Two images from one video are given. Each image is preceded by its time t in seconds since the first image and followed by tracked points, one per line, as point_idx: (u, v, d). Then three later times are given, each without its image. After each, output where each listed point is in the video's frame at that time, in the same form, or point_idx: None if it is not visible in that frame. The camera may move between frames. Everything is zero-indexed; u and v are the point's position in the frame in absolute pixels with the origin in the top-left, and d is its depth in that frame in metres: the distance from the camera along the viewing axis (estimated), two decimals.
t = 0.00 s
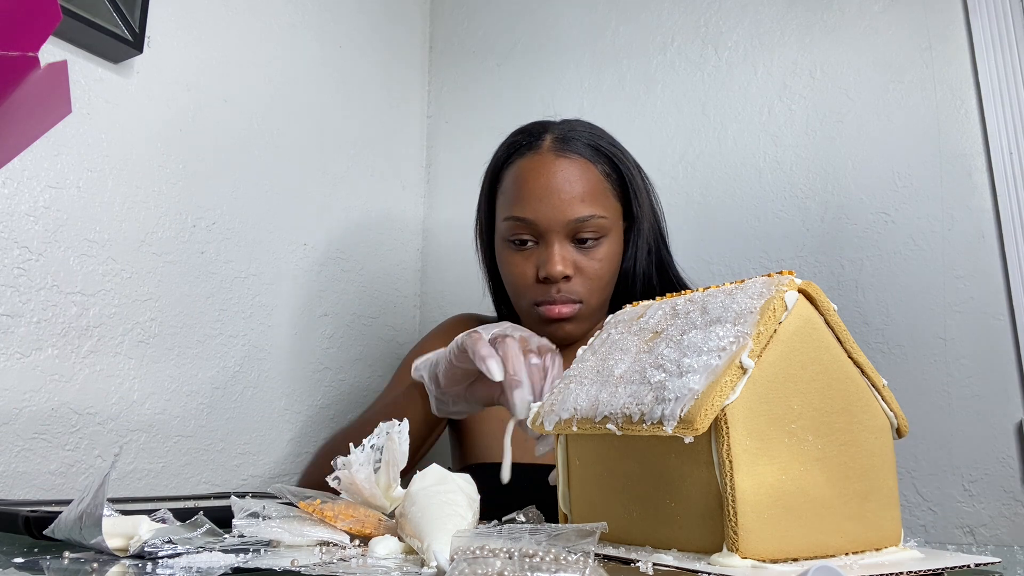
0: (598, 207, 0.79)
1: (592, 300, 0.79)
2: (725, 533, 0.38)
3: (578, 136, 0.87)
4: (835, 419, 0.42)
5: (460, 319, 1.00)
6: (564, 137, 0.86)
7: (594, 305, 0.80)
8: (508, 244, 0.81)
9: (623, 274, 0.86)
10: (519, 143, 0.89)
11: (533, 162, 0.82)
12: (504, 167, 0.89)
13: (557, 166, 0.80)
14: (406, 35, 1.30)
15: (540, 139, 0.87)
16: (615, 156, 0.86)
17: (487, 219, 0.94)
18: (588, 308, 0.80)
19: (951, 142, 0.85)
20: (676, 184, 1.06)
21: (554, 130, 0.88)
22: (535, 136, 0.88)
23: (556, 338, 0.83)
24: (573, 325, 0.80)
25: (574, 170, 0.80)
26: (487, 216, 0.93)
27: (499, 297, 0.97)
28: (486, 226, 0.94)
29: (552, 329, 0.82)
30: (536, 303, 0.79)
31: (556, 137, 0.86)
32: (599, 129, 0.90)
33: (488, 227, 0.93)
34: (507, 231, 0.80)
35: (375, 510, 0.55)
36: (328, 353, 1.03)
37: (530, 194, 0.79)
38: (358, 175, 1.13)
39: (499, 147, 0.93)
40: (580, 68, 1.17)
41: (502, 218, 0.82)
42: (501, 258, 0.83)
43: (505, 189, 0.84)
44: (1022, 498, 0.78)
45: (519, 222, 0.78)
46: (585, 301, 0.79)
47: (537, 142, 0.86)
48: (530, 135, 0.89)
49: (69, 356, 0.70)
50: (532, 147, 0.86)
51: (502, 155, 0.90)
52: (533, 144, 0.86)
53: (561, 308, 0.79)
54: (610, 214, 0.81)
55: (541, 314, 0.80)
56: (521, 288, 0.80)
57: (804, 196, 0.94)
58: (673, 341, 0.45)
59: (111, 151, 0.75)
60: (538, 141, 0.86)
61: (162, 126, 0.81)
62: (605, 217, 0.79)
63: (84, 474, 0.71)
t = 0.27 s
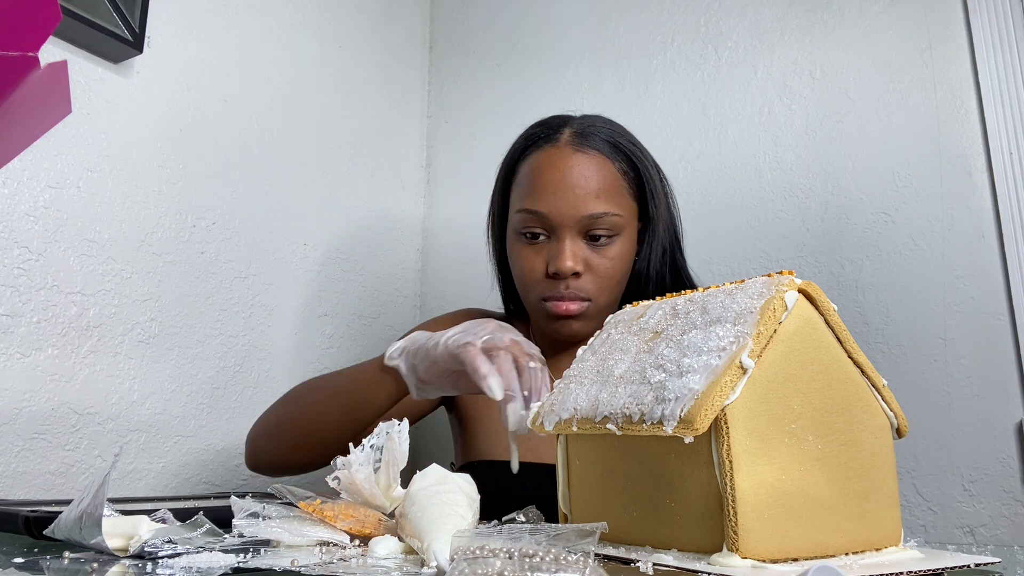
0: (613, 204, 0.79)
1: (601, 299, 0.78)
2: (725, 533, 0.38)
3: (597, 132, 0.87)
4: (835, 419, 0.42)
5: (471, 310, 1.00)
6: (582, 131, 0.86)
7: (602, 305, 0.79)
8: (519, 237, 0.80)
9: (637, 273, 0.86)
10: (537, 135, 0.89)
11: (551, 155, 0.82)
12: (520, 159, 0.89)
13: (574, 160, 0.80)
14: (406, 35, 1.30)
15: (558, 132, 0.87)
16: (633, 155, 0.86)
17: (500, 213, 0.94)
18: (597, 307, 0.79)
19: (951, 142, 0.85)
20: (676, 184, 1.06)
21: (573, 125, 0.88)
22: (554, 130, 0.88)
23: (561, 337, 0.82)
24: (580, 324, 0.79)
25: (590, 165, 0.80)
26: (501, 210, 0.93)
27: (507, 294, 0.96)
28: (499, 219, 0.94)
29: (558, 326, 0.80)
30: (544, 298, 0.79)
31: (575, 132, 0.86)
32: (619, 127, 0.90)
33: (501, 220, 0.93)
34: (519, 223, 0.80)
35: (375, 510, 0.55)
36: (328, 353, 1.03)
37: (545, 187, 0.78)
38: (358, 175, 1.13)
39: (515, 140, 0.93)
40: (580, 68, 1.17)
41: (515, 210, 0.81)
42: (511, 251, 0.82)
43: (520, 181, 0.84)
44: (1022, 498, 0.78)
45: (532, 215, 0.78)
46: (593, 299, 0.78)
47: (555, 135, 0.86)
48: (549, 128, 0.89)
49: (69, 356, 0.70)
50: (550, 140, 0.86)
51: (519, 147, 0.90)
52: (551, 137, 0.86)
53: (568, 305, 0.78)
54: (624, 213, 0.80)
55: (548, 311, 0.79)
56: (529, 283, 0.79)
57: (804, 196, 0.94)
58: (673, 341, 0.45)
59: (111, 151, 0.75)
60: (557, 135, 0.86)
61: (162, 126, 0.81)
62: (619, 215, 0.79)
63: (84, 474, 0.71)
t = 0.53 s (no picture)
0: (626, 199, 0.79)
1: (611, 295, 0.77)
2: (725, 534, 0.38)
3: (611, 127, 0.87)
4: (835, 419, 0.42)
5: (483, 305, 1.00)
6: (597, 126, 0.87)
7: (612, 301, 0.78)
8: (530, 229, 0.80)
9: (650, 273, 0.87)
10: (551, 129, 0.89)
11: (565, 147, 0.82)
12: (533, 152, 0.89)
13: (588, 153, 0.80)
14: (406, 35, 1.29)
15: (572, 126, 0.87)
16: (647, 152, 0.86)
17: (510, 207, 0.94)
18: (606, 302, 0.78)
19: (951, 142, 0.86)
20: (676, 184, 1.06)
21: (587, 120, 0.88)
22: (567, 124, 0.88)
23: (567, 333, 0.81)
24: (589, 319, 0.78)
25: (604, 159, 0.80)
26: (511, 204, 0.93)
27: (512, 291, 0.95)
28: (508, 214, 0.93)
29: (566, 323, 0.79)
30: (552, 292, 0.78)
31: (589, 126, 0.86)
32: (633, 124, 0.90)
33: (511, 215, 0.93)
34: (531, 215, 0.79)
35: (375, 510, 0.55)
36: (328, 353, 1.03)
37: (558, 179, 0.79)
38: (358, 175, 1.13)
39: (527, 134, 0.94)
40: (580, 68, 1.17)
41: (527, 202, 0.81)
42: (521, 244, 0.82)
43: (532, 174, 0.84)
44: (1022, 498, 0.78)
45: (544, 207, 0.78)
46: (603, 295, 0.77)
47: (569, 128, 0.87)
48: (563, 122, 0.89)
49: (69, 356, 0.70)
50: (563, 133, 0.86)
51: (532, 140, 0.90)
52: (565, 130, 0.87)
53: (578, 300, 0.77)
54: (637, 209, 0.80)
55: (555, 305, 0.78)
56: (538, 276, 0.79)
57: (804, 196, 0.94)
58: (673, 341, 0.45)
59: (110, 151, 0.75)
60: (571, 128, 0.87)
61: (162, 126, 0.81)
62: (632, 210, 0.79)
63: (84, 474, 0.71)
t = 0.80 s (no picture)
0: (631, 196, 0.79)
1: (614, 292, 0.77)
2: (725, 534, 0.38)
3: (617, 123, 0.87)
4: (835, 419, 0.42)
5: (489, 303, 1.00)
6: (603, 122, 0.87)
7: (616, 299, 0.78)
8: (534, 225, 0.80)
9: (656, 271, 0.87)
10: (556, 124, 0.89)
11: (571, 143, 0.82)
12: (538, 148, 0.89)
13: (594, 149, 0.81)
14: (405, 35, 1.29)
15: (578, 122, 0.87)
16: (654, 149, 0.86)
17: (514, 203, 0.94)
18: (610, 299, 0.78)
19: (951, 142, 0.86)
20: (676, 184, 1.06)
21: (593, 116, 0.88)
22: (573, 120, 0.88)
23: (570, 330, 0.81)
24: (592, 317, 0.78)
25: (610, 156, 0.80)
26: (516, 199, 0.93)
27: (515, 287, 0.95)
28: (513, 209, 0.93)
29: (569, 320, 0.79)
30: (556, 289, 0.78)
31: (595, 122, 0.86)
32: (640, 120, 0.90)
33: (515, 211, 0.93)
34: (536, 212, 0.79)
35: (375, 510, 0.55)
36: (328, 353, 1.03)
37: (563, 175, 0.79)
38: (358, 174, 1.13)
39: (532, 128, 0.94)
40: (580, 68, 1.17)
41: (531, 198, 0.81)
42: (524, 240, 0.82)
43: (537, 169, 0.84)
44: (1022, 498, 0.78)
45: (549, 203, 0.78)
46: (606, 292, 0.77)
47: (574, 124, 0.87)
48: (569, 118, 0.89)
49: (69, 356, 0.70)
50: (569, 129, 0.86)
51: (537, 135, 0.90)
52: (570, 126, 0.87)
53: (582, 297, 0.77)
54: (642, 205, 0.80)
55: (558, 302, 0.78)
56: (541, 272, 0.79)
57: (804, 196, 0.94)
58: (673, 341, 0.45)
59: (110, 151, 0.75)
60: (576, 124, 0.87)
61: (162, 126, 0.81)
62: (637, 207, 0.79)
63: (84, 474, 0.71)
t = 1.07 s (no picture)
0: (632, 201, 0.79)
1: (618, 295, 0.78)
2: (725, 533, 0.38)
3: (615, 130, 0.87)
4: (835, 419, 0.42)
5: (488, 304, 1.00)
6: (601, 129, 0.86)
7: (619, 302, 0.79)
8: (536, 232, 0.79)
9: (653, 272, 0.86)
10: (555, 130, 0.89)
11: (571, 150, 0.82)
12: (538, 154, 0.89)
13: (594, 155, 0.80)
14: (406, 35, 1.29)
15: (577, 128, 0.87)
16: (652, 152, 0.87)
17: (514, 209, 0.94)
18: (613, 302, 0.78)
19: (951, 142, 0.85)
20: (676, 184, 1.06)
21: (591, 121, 0.88)
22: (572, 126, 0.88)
23: (574, 333, 0.81)
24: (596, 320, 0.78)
25: (610, 161, 0.80)
26: (517, 206, 0.93)
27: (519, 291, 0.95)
28: (514, 215, 0.93)
29: (574, 323, 0.80)
30: (561, 294, 0.78)
31: (594, 128, 0.86)
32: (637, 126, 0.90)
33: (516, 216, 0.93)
34: (538, 218, 0.79)
35: (375, 510, 0.55)
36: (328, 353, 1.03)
37: (565, 182, 0.78)
38: (358, 174, 1.13)
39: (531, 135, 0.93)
40: (580, 68, 1.17)
41: (533, 205, 0.81)
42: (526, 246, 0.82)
43: (537, 176, 0.83)
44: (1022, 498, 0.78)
45: (551, 209, 0.77)
46: (609, 295, 0.77)
47: (574, 131, 0.87)
48: (567, 123, 0.89)
49: (69, 356, 0.70)
50: (568, 135, 0.86)
51: (537, 142, 0.90)
52: (570, 132, 0.86)
53: (586, 301, 0.77)
54: (643, 209, 0.80)
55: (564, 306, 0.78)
56: (545, 278, 0.79)
57: (804, 196, 0.94)
58: (673, 341, 0.45)
59: (110, 151, 0.75)
60: (575, 131, 0.87)
61: (162, 126, 0.81)
62: (638, 211, 0.79)
63: (84, 474, 0.71)
